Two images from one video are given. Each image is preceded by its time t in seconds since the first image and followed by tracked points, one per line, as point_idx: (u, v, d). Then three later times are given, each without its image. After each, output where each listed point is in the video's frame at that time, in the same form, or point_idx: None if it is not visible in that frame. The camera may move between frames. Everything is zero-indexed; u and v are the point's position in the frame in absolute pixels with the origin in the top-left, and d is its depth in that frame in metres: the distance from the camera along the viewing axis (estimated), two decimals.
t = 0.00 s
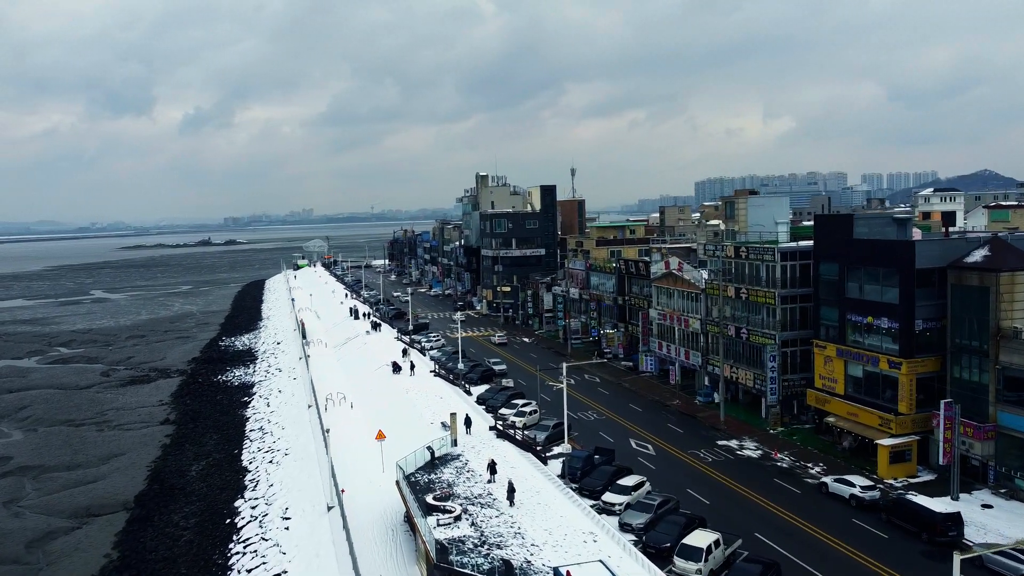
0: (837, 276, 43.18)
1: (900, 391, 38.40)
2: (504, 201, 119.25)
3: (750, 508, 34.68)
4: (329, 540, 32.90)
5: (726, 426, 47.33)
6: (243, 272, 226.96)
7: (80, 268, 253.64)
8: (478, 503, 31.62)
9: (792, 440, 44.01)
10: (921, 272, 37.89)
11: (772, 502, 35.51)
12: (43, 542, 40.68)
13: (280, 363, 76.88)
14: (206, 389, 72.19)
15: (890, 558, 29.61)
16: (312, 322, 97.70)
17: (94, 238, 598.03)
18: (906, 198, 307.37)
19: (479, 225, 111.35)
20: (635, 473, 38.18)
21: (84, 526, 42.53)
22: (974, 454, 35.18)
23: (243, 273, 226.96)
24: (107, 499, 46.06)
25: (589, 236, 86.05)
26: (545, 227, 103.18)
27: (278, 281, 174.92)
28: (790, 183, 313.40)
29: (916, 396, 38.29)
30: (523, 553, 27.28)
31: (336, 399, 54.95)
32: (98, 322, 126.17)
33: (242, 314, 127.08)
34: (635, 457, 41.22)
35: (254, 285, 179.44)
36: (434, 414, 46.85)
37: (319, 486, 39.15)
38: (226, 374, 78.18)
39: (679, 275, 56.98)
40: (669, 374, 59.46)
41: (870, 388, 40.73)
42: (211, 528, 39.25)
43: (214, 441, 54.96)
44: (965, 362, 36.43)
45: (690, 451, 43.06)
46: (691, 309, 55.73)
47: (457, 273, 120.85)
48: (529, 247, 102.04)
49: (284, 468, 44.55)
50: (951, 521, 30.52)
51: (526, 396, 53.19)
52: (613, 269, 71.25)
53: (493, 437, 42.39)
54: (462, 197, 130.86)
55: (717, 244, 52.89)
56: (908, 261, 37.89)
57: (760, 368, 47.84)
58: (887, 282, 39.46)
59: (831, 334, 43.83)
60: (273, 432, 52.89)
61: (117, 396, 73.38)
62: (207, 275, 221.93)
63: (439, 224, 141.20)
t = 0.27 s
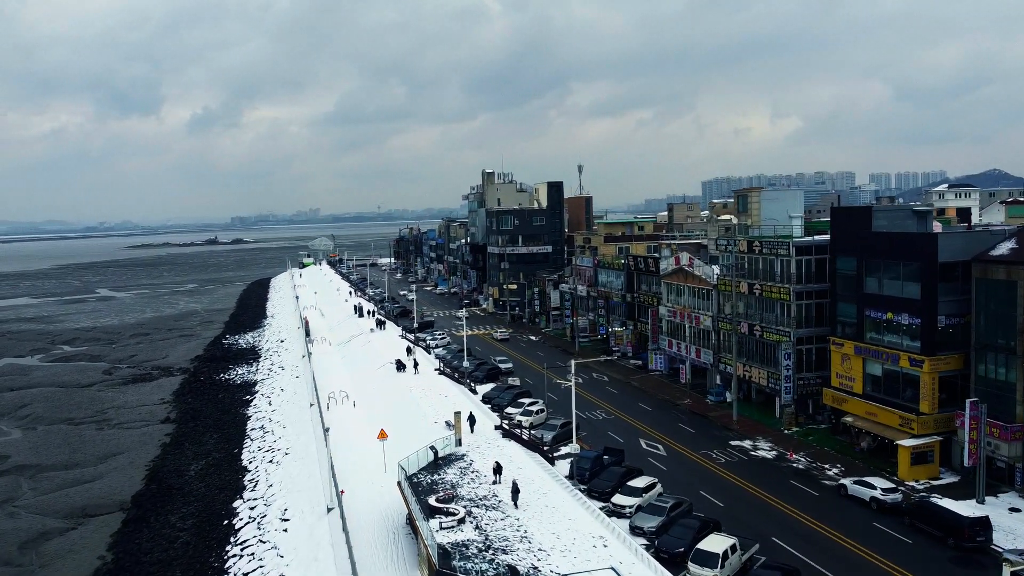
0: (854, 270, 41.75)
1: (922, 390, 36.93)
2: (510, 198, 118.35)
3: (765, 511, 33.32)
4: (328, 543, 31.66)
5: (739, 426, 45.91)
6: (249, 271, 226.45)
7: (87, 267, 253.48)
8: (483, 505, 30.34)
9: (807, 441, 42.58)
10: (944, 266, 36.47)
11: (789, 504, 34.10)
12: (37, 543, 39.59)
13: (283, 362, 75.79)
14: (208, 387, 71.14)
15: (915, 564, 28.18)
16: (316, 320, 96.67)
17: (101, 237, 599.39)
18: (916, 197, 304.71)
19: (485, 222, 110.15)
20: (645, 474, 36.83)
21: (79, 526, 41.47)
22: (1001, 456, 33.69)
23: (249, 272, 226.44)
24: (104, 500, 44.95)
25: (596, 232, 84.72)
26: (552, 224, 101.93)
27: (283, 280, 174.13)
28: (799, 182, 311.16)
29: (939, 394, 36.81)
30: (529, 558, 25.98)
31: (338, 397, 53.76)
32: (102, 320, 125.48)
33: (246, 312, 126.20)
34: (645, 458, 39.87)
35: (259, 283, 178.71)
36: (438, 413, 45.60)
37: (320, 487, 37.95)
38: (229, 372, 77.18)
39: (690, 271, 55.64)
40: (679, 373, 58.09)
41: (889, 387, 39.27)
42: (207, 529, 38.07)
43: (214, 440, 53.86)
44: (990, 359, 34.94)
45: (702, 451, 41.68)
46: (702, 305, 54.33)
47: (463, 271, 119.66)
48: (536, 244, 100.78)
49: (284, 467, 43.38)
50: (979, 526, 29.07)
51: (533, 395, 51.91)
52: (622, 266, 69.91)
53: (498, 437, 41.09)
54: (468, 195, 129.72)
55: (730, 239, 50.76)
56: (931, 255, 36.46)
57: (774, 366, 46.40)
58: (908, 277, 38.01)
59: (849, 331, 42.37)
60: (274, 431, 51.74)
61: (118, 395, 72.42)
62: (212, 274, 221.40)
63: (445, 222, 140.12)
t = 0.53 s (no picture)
0: (869, 266, 40.63)
1: (940, 389, 35.77)
2: (516, 196, 117.28)
3: (778, 514, 32.29)
4: (328, 546, 30.70)
5: (750, 426, 44.81)
6: (254, 270, 226.02)
7: (92, 267, 253.43)
8: (487, 507, 29.34)
9: (820, 441, 41.47)
10: (963, 262, 35.33)
11: (804, 507, 33.02)
12: (31, 544, 38.76)
13: (286, 360, 74.94)
14: (209, 386, 70.33)
15: (937, 570, 27.06)
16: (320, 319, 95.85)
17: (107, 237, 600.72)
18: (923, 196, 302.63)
19: (490, 220, 109.18)
20: (654, 475, 35.78)
21: (76, 527, 40.64)
22: None
23: (253, 270, 226.08)
24: (101, 500, 44.11)
25: (603, 230, 83.63)
26: (558, 222, 100.94)
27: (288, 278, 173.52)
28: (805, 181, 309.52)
29: (958, 394, 35.64)
30: (535, 563, 24.98)
31: (340, 396, 52.86)
32: (105, 319, 124.97)
33: (250, 311, 125.57)
34: (654, 459, 38.81)
35: (263, 282, 178.09)
36: (442, 412, 44.62)
37: (320, 488, 37.01)
38: (231, 370, 76.40)
39: (698, 269, 54.53)
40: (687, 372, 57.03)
41: (906, 386, 38.11)
42: (205, 531, 37.19)
43: (214, 439, 53.01)
44: (1012, 357, 33.77)
45: (711, 452, 40.61)
46: (711, 303, 53.25)
47: (468, 269, 118.74)
48: (541, 242, 99.79)
49: (284, 467, 42.49)
50: (1003, 531, 27.94)
51: (539, 394, 50.91)
52: (628, 263, 68.86)
53: (503, 437, 40.10)
54: (473, 193, 128.76)
55: (740, 235, 50.16)
56: (949, 250, 35.32)
57: (786, 365, 45.27)
58: (926, 273, 36.86)
59: (863, 328, 41.24)
60: (275, 430, 50.85)
61: (119, 394, 71.66)
62: (217, 273, 221.00)
63: (450, 220, 139.18)
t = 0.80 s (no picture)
0: (886, 262, 39.32)
1: (961, 389, 34.45)
2: (522, 194, 115.97)
3: (794, 518, 31.04)
4: (325, 550, 29.57)
5: (762, 427, 43.51)
6: (260, 269, 225.52)
7: (98, 266, 253.34)
8: (491, 512, 28.17)
9: (836, 443, 40.16)
10: (985, 257, 34.07)
11: (821, 512, 31.73)
12: (25, 546, 37.78)
13: (288, 359, 73.94)
14: (211, 385, 69.39)
15: None
16: (324, 318, 94.88)
17: (115, 236, 602.65)
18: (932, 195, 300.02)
19: (496, 218, 107.99)
20: (665, 478, 34.54)
21: (70, 529, 39.66)
22: None
23: (259, 270, 225.44)
24: (97, 501, 43.11)
25: (610, 227, 82.30)
26: (564, 220, 99.75)
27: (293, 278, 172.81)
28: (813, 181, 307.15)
29: (980, 394, 34.31)
30: (542, 571, 23.79)
31: (342, 395, 51.80)
32: (109, 318, 124.35)
33: (254, 310, 124.76)
34: (664, 461, 37.58)
35: (269, 281, 177.33)
36: (445, 412, 43.48)
37: (320, 489, 35.91)
38: (233, 369, 75.45)
39: (709, 265, 53.21)
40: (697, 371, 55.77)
41: (925, 385, 36.79)
42: (201, 534, 36.12)
43: (214, 439, 52.01)
44: None
45: (723, 453, 39.36)
46: (722, 301, 51.95)
47: (474, 268, 117.64)
48: (548, 240, 98.62)
49: (284, 468, 41.45)
50: None
51: (545, 393, 49.71)
52: (636, 260, 67.61)
53: (508, 437, 38.95)
54: (479, 191, 127.57)
55: (753, 229, 48.56)
56: (971, 244, 34.05)
57: (799, 364, 43.96)
58: (947, 269, 35.56)
59: (881, 326, 39.90)
60: (276, 430, 49.81)
61: (120, 393, 70.77)
62: (223, 272, 220.39)
63: (455, 218, 137.99)
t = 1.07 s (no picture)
0: (908, 256, 37.81)
1: (988, 388, 32.96)
2: (529, 191, 114.02)
3: (814, 523, 29.63)
4: (324, 555, 28.31)
5: (777, 427, 42.10)
6: (265, 268, 225.02)
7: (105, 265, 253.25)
8: (496, 516, 26.87)
9: (854, 444, 38.70)
10: (1014, 251, 32.49)
11: (841, 516, 30.31)
12: (17, 548, 36.66)
13: (291, 357, 72.86)
14: (213, 384, 68.31)
15: None
16: (328, 316, 93.86)
17: (122, 235, 604.25)
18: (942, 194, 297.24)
19: (502, 215, 106.52)
20: (677, 480, 33.20)
21: (65, 531, 38.53)
22: None
23: (265, 268, 224.96)
24: (93, 502, 42.00)
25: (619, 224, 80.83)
26: (572, 217, 98.46)
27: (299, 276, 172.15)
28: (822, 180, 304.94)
29: (1008, 393, 32.82)
30: None
31: (345, 394, 50.62)
32: (114, 316, 123.65)
33: (259, 308, 123.97)
34: (676, 462, 36.23)
35: (274, 280, 176.39)
36: (450, 411, 42.23)
37: (319, 491, 34.68)
38: (236, 368, 74.37)
39: (721, 262, 51.77)
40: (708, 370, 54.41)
41: (949, 385, 35.30)
42: (198, 536, 34.93)
43: (214, 438, 50.87)
44: None
45: (737, 454, 37.96)
46: (734, 297, 50.57)
47: (480, 265, 116.54)
48: (555, 237, 97.34)
49: (284, 469, 40.25)
50: None
51: (552, 392, 48.42)
52: (646, 257, 66.26)
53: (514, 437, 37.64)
54: (485, 188, 126.26)
55: (767, 223, 46.94)
56: (999, 238, 32.48)
57: (816, 362, 42.52)
58: (972, 263, 34.03)
59: (901, 323, 38.41)
60: (277, 429, 48.63)
61: (122, 391, 69.79)
62: (229, 271, 219.74)
63: (461, 216, 136.66)
